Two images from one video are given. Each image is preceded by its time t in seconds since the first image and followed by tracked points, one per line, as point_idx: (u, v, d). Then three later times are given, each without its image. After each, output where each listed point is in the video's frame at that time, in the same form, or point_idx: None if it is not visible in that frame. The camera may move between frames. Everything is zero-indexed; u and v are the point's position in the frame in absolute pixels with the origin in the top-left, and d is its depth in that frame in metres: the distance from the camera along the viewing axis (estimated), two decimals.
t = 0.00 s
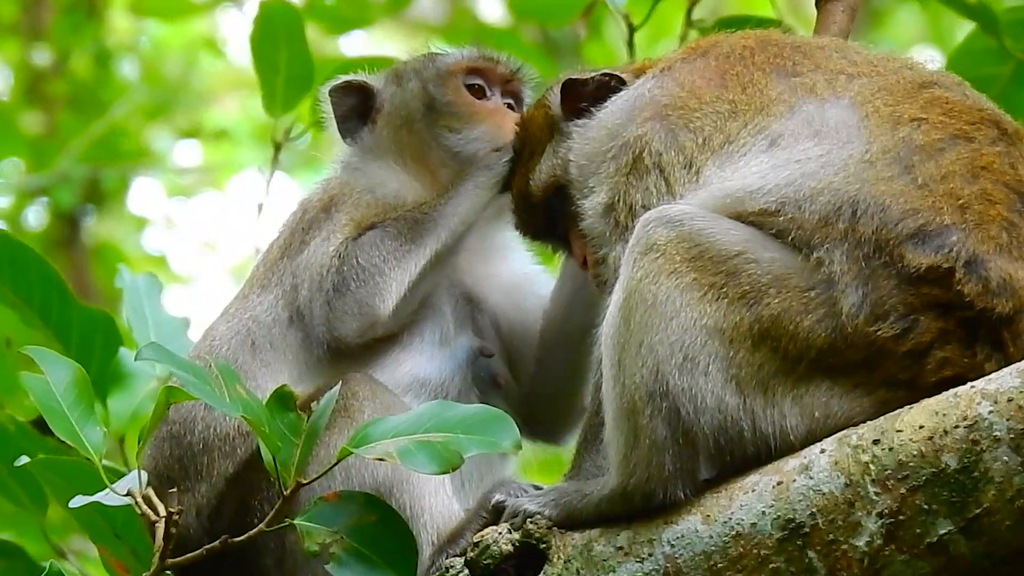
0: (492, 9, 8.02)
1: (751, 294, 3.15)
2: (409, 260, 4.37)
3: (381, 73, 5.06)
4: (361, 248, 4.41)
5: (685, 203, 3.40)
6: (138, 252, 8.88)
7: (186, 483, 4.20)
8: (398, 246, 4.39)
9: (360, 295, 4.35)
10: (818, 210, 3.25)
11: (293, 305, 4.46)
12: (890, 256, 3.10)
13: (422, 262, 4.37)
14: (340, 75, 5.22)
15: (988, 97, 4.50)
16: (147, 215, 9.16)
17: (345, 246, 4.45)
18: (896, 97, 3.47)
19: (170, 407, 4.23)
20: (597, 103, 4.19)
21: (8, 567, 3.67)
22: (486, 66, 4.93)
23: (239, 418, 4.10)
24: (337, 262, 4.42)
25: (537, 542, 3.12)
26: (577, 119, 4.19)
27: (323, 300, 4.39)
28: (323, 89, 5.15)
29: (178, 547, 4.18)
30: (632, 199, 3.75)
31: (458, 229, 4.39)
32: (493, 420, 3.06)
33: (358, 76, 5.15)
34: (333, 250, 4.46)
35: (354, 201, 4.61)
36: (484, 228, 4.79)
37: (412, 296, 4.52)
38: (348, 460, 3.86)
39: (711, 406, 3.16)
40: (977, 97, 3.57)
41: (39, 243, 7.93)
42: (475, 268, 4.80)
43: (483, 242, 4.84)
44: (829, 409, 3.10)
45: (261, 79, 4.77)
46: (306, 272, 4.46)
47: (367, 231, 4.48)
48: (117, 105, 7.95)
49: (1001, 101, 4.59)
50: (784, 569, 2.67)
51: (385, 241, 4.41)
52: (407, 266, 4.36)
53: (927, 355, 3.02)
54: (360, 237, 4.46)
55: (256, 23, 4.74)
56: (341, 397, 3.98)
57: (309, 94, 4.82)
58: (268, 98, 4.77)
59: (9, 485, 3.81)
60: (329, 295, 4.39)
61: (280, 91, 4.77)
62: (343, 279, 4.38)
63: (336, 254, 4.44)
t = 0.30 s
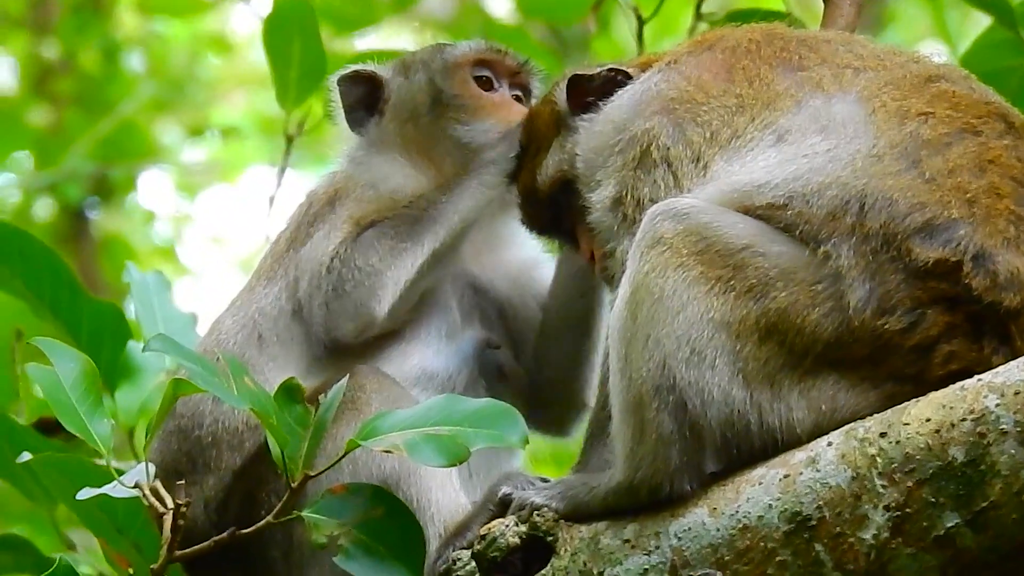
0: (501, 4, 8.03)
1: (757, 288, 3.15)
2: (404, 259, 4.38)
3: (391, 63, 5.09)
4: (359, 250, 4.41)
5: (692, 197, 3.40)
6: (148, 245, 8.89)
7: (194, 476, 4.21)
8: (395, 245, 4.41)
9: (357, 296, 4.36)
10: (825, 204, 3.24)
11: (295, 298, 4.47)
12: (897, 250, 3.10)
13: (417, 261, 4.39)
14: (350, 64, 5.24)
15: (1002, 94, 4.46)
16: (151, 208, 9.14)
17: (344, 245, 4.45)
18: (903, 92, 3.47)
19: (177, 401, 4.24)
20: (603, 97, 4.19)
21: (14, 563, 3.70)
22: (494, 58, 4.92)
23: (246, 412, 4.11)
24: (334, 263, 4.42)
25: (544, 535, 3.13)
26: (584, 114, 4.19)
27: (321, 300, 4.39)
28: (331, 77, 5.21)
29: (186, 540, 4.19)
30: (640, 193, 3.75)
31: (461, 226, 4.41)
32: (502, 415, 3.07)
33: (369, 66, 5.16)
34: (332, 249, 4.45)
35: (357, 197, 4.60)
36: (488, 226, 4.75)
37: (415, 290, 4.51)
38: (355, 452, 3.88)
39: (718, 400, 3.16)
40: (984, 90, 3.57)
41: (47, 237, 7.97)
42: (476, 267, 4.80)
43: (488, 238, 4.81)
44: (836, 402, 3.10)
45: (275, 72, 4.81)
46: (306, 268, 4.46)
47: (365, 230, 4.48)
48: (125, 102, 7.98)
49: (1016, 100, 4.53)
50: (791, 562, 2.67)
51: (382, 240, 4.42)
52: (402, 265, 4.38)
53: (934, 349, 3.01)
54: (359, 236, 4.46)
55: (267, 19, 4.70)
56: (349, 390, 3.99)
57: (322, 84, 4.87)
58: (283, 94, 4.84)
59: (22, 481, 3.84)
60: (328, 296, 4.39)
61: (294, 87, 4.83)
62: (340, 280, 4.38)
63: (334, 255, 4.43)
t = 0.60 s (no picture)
0: None
1: (760, 281, 3.14)
2: (398, 255, 4.37)
3: (397, 55, 5.07)
4: (355, 249, 4.40)
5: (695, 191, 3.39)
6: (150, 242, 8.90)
7: (196, 471, 4.21)
8: (389, 242, 4.39)
9: (352, 295, 4.35)
10: (827, 197, 3.24)
11: (293, 292, 4.44)
12: (899, 242, 3.09)
13: (412, 257, 4.39)
14: (354, 56, 5.24)
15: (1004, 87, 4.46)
16: (156, 207, 9.23)
17: (341, 243, 4.44)
18: (906, 84, 3.46)
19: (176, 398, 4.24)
20: (606, 90, 4.19)
21: (21, 558, 3.68)
22: (500, 55, 4.87)
23: (248, 407, 4.11)
24: (328, 260, 4.41)
25: (547, 530, 3.12)
26: (587, 106, 4.18)
27: (318, 296, 4.37)
28: (335, 70, 5.21)
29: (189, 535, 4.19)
30: (642, 186, 3.75)
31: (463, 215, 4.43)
32: (506, 411, 3.07)
33: (374, 57, 5.16)
34: (329, 246, 4.45)
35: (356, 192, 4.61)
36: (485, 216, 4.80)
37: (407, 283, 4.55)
38: (358, 449, 3.86)
39: (721, 393, 3.16)
40: (987, 83, 3.56)
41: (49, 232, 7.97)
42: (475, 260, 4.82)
43: (485, 231, 4.84)
44: (839, 396, 3.10)
45: (277, 68, 4.81)
46: (304, 261, 4.45)
47: (360, 228, 4.47)
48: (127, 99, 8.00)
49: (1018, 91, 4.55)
50: (794, 556, 2.66)
51: (377, 237, 4.41)
52: (396, 261, 4.36)
53: (937, 342, 3.01)
54: (355, 234, 4.45)
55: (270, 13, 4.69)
56: (352, 384, 3.99)
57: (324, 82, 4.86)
58: (288, 90, 4.84)
59: (29, 476, 3.85)
60: (325, 293, 4.37)
61: (298, 83, 4.83)
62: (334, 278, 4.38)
63: (331, 254, 4.42)
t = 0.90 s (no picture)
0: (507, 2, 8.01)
1: (762, 288, 3.14)
2: (434, 231, 4.43)
3: (403, 63, 5.07)
4: (387, 225, 4.44)
5: (696, 198, 3.39)
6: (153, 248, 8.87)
7: (199, 476, 4.22)
8: (423, 220, 4.45)
9: (393, 268, 4.39)
10: (828, 203, 3.24)
11: (314, 293, 4.46)
12: (901, 249, 3.09)
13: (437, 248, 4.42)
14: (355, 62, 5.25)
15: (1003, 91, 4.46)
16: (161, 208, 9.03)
17: (370, 224, 4.46)
18: (906, 90, 3.46)
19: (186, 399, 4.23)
20: (605, 98, 4.18)
21: (25, 564, 3.69)
22: (506, 61, 4.92)
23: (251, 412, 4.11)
24: (362, 238, 4.43)
25: (549, 536, 3.11)
26: (588, 116, 4.18)
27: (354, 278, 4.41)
28: (342, 77, 5.19)
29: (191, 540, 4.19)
30: (643, 193, 3.75)
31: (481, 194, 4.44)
32: (509, 418, 3.08)
33: (379, 64, 5.17)
34: (357, 230, 4.45)
35: (370, 186, 4.58)
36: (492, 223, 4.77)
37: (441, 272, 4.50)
38: (360, 454, 3.88)
39: (723, 400, 3.16)
40: (987, 89, 3.56)
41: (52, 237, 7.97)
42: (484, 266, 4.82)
43: (492, 239, 4.86)
44: (841, 402, 3.10)
45: (274, 77, 4.79)
46: (331, 260, 4.45)
47: (389, 208, 4.50)
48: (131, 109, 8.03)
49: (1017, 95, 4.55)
50: (796, 563, 2.67)
51: (408, 215, 4.47)
52: (433, 237, 4.42)
53: (939, 348, 3.01)
54: (383, 214, 4.48)
55: (267, 21, 4.73)
56: (354, 389, 3.99)
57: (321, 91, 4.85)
58: (284, 99, 4.80)
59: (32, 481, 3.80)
60: (361, 273, 4.41)
61: (294, 90, 4.80)
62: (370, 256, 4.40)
63: (362, 235, 4.44)
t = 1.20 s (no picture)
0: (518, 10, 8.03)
1: (773, 292, 3.16)
2: (434, 247, 4.39)
3: (411, 66, 5.10)
4: (386, 242, 4.40)
5: (707, 203, 3.40)
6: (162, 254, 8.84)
7: (210, 480, 4.23)
8: (423, 236, 4.40)
9: (392, 287, 4.35)
10: (840, 209, 3.25)
11: (320, 303, 4.47)
12: (913, 254, 3.10)
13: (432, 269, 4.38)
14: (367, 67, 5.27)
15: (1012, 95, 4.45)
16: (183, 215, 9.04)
17: (369, 242, 4.43)
18: (919, 95, 3.47)
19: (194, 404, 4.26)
20: (617, 99, 4.18)
21: (31, 569, 3.57)
22: (515, 65, 4.92)
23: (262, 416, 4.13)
24: (361, 257, 4.41)
25: (561, 540, 3.12)
26: (600, 121, 4.19)
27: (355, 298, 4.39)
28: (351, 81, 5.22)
29: (202, 545, 4.20)
30: (655, 197, 3.74)
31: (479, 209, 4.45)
32: (517, 422, 3.08)
33: (389, 68, 5.20)
34: (358, 247, 4.44)
35: (377, 196, 4.61)
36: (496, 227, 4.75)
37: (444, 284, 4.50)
38: (371, 459, 3.87)
39: (734, 404, 3.15)
40: (999, 94, 3.57)
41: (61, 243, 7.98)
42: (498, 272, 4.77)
43: (503, 243, 4.79)
44: (853, 407, 3.10)
45: (284, 81, 4.82)
46: (335, 273, 4.45)
47: (389, 226, 4.46)
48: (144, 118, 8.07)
49: None
50: (807, 568, 2.67)
51: (408, 232, 4.41)
52: (433, 253, 4.38)
53: (951, 353, 3.01)
54: (383, 232, 4.45)
55: (279, 26, 4.77)
56: (366, 394, 4.00)
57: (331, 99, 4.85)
58: (293, 102, 4.81)
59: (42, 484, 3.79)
60: (361, 293, 4.38)
61: (304, 95, 4.81)
62: (369, 276, 4.37)
63: (362, 252, 4.42)
